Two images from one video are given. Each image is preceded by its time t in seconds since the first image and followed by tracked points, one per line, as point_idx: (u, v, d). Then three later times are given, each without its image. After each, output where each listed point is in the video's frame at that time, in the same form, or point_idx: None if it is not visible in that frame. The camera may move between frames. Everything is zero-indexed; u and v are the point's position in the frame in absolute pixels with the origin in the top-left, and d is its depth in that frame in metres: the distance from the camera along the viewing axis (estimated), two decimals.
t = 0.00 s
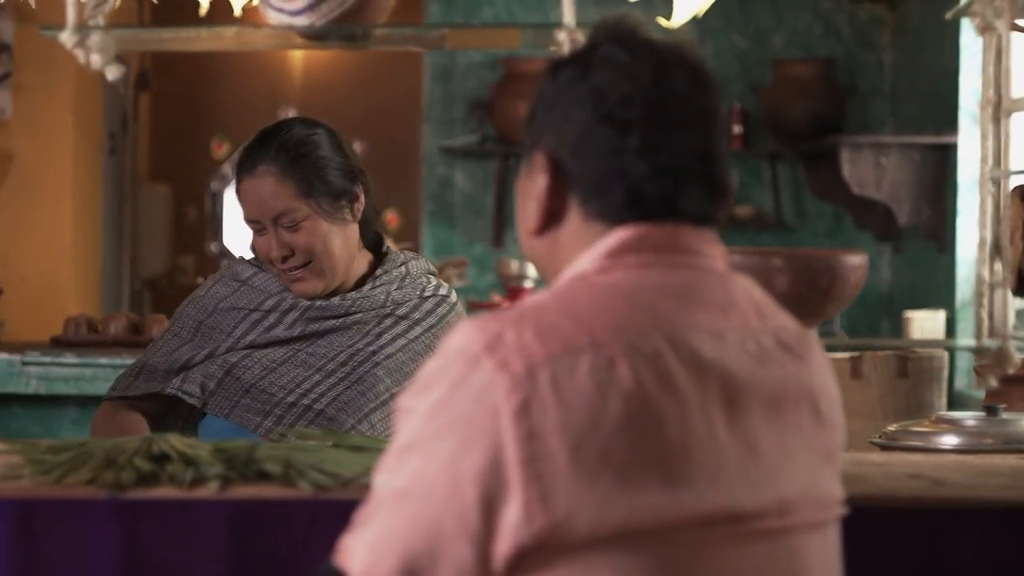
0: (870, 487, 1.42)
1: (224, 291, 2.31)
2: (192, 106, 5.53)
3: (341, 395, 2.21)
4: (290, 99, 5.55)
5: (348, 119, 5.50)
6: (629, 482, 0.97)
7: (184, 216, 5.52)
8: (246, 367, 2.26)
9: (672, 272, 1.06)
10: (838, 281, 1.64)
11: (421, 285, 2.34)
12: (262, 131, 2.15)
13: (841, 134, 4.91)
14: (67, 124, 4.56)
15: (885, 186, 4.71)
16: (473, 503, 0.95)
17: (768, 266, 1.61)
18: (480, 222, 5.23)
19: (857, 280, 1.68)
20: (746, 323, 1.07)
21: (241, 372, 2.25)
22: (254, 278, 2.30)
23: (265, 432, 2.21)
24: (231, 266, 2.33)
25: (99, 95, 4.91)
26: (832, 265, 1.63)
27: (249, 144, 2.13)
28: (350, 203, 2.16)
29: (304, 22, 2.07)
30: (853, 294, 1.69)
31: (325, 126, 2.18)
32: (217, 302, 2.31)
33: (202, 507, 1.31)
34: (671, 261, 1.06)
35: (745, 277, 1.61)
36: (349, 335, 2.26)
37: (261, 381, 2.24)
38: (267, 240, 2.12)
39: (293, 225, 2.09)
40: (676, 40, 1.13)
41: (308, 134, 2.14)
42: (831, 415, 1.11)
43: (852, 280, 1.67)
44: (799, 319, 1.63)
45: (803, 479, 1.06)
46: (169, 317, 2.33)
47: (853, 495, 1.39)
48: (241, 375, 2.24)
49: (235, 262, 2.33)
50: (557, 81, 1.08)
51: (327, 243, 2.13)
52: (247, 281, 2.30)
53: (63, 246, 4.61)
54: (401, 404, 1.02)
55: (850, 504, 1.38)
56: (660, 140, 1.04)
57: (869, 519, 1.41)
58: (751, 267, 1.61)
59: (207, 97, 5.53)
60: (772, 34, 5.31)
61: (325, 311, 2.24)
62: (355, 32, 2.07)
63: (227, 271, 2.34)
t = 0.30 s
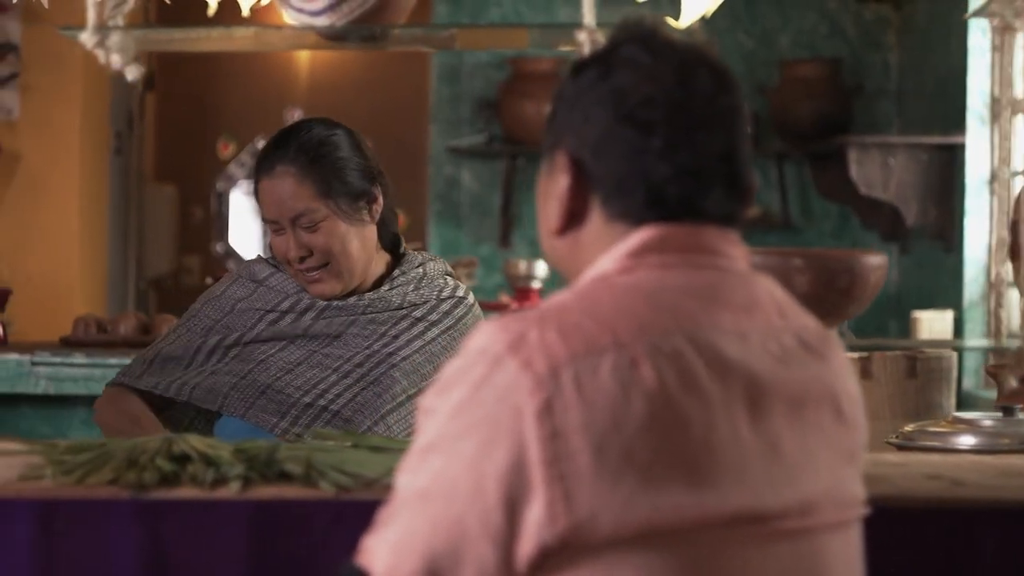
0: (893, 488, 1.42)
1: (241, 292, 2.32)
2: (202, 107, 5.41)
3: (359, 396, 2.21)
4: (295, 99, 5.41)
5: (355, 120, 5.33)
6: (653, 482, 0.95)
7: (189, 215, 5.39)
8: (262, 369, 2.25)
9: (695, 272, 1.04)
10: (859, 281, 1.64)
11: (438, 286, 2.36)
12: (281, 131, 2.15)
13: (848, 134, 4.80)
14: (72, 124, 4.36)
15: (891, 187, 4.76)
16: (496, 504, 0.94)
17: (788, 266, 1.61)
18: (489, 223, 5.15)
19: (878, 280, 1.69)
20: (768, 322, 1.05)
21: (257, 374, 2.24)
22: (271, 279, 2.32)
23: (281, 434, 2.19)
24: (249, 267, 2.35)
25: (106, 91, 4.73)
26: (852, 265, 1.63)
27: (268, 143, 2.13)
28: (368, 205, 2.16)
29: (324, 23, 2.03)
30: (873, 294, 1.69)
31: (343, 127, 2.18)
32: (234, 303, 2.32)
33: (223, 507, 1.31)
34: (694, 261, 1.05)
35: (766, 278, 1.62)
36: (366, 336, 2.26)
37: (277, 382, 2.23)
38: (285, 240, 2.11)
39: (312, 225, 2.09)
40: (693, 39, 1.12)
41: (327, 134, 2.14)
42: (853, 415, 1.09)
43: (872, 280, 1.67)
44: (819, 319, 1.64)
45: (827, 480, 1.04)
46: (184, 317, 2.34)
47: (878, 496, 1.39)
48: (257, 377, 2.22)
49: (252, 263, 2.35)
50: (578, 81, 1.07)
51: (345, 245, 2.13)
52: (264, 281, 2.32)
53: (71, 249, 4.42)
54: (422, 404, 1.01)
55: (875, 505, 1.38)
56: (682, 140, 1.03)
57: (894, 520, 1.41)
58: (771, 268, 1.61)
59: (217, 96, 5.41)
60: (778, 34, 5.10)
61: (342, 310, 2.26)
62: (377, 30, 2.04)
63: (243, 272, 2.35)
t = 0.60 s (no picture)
0: (919, 490, 1.42)
1: (258, 292, 2.30)
2: (208, 107, 5.43)
3: (373, 398, 2.21)
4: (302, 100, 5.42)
5: (356, 121, 5.32)
6: (679, 486, 0.94)
7: (194, 216, 5.40)
8: (277, 370, 2.25)
9: (718, 274, 1.03)
10: (880, 281, 1.65)
11: (456, 288, 2.35)
12: (302, 131, 2.15)
13: (854, 134, 4.78)
14: (77, 124, 4.34)
15: (900, 188, 4.68)
16: (522, 509, 0.93)
17: (809, 267, 1.62)
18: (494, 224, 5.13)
19: (898, 281, 1.69)
20: (791, 324, 1.04)
21: (271, 374, 2.24)
22: (288, 280, 2.30)
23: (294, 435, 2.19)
24: (266, 267, 2.33)
25: (111, 92, 4.71)
26: (874, 266, 1.64)
27: (290, 144, 2.13)
28: (388, 207, 2.16)
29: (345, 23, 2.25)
30: (894, 296, 1.69)
31: (364, 129, 2.18)
32: (250, 302, 2.30)
33: (246, 509, 1.31)
34: (717, 262, 1.03)
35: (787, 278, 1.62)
36: (382, 337, 2.25)
37: (291, 383, 2.23)
38: (303, 240, 2.11)
39: (332, 226, 2.09)
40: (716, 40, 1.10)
41: (348, 136, 2.14)
42: (877, 415, 1.08)
43: (893, 281, 1.68)
44: (841, 319, 1.64)
45: (852, 481, 1.03)
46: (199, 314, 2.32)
47: (904, 497, 1.39)
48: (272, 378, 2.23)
49: (269, 264, 2.33)
50: (598, 83, 1.04)
51: (364, 247, 2.13)
52: (281, 282, 2.30)
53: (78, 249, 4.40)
54: (448, 409, 0.99)
55: (901, 506, 1.38)
56: (704, 141, 1.00)
57: (918, 521, 1.41)
58: (792, 268, 1.62)
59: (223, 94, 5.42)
60: (785, 35, 5.09)
61: (359, 312, 2.24)
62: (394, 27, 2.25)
63: (260, 271, 2.34)
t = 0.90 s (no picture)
0: (944, 494, 1.42)
1: (273, 294, 2.29)
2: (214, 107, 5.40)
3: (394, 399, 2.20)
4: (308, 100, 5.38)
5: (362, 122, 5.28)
6: (709, 487, 0.95)
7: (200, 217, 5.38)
8: (296, 372, 2.23)
9: (747, 275, 1.03)
10: (902, 283, 1.67)
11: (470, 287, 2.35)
12: (318, 131, 2.15)
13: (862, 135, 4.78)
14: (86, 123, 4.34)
15: (908, 189, 4.54)
16: (555, 510, 0.94)
17: (833, 267, 1.65)
18: (502, 225, 5.16)
19: (922, 282, 1.70)
20: (820, 325, 1.04)
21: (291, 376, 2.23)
22: (302, 281, 2.29)
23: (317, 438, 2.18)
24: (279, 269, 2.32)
25: (118, 92, 4.71)
26: (896, 266, 1.66)
27: (305, 143, 2.13)
28: (404, 207, 2.16)
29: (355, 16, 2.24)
30: (916, 296, 1.71)
31: (379, 128, 2.18)
32: (265, 305, 2.28)
33: (271, 509, 1.32)
34: (746, 263, 1.03)
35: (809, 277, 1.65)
36: (399, 338, 2.25)
37: (311, 386, 2.22)
38: (320, 239, 2.12)
39: (348, 225, 2.09)
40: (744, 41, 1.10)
41: (364, 136, 2.14)
42: (906, 420, 1.09)
43: (916, 282, 1.69)
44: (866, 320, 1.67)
45: (882, 482, 1.04)
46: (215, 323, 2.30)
47: (930, 500, 1.39)
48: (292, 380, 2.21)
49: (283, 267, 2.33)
50: (628, 84, 1.06)
51: (380, 247, 2.13)
52: (295, 283, 2.29)
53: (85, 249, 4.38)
54: (479, 410, 1.01)
55: (926, 509, 1.39)
56: (735, 141, 1.01)
57: (945, 526, 1.41)
58: (815, 268, 1.65)
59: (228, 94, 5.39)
60: (792, 36, 5.10)
61: (375, 313, 2.24)
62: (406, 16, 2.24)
63: (274, 274, 2.32)
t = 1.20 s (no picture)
0: (969, 496, 1.43)
1: (289, 295, 2.30)
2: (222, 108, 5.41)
3: (410, 400, 2.20)
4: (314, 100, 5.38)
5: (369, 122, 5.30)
6: (744, 487, 0.97)
7: (207, 217, 5.40)
8: (312, 372, 2.23)
9: (778, 277, 1.03)
10: (927, 284, 1.71)
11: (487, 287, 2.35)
12: (336, 131, 2.15)
13: (869, 136, 4.78)
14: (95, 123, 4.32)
15: (916, 190, 4.46)
16: (589, 511, 0.96)
17: (856, 268, 1.68)
18: (508, 226, 5.13)
19: (945, 283, 1.75)
20: (851, 327, 1.05)
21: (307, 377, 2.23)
22: (318, 282, 2.30)
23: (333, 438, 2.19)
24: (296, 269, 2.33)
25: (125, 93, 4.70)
26: (920, 268, 1.70)
27: (324, 143, 2.13)
28: (422, 208, 2.16)
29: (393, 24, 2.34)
30: (940, 296, 1.75)
31: (397, 129, 2.18)
32: (282, 306, 2.29)
33: (296, 511, 1.32)
34: (776, 265, 1.03)
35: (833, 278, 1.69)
36: (416, 339, 2.25)
37: (328, 386, 2.22)
38: (338, 239, 2.12)
39: (367, 226, 2.09)
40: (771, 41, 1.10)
41: (383, 137, 2.14)
42: (936, 421, 1.10)
43: (939, 283, 1.73)
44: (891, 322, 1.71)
45: (912, 484, 1.06)
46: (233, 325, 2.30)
47: (956, 503, 1.40)
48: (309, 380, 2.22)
49: (299, 266, 2.33)
50: (653, 87, 1.05)
51: (397, 249, 2.14)
52: (312, 284, 2.29)
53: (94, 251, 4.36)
54: (512, 411, 1.03)
55: (952, 513, 1.39)
56: (762, 144, 1.01)
57: (972, 530, 1.41)
58: (839, 270, 1.69)
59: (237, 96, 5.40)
60: (799, 37, 5.10)
61: (392, 314, 2.23)
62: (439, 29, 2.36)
63: (290, 274, 2.33)
